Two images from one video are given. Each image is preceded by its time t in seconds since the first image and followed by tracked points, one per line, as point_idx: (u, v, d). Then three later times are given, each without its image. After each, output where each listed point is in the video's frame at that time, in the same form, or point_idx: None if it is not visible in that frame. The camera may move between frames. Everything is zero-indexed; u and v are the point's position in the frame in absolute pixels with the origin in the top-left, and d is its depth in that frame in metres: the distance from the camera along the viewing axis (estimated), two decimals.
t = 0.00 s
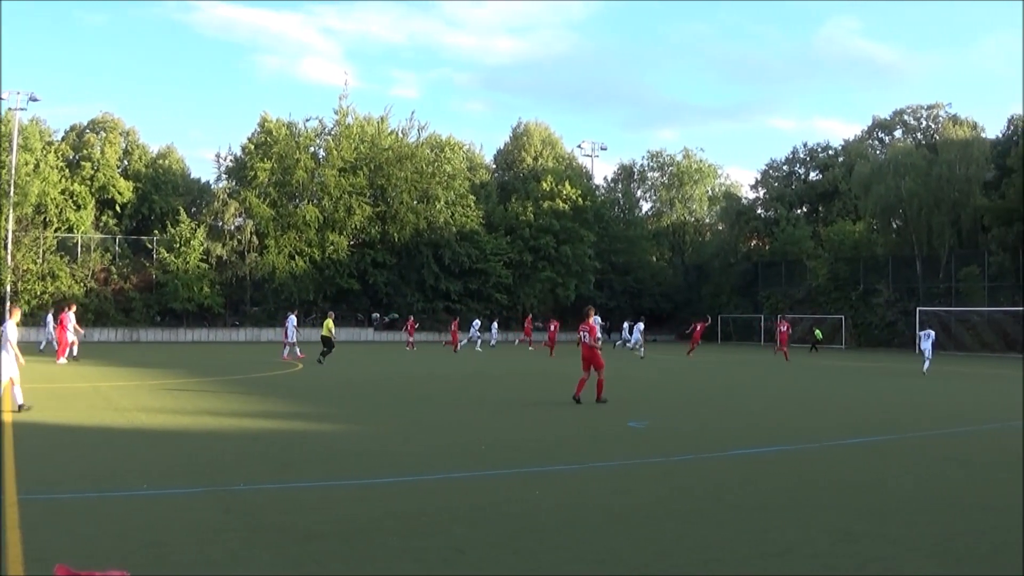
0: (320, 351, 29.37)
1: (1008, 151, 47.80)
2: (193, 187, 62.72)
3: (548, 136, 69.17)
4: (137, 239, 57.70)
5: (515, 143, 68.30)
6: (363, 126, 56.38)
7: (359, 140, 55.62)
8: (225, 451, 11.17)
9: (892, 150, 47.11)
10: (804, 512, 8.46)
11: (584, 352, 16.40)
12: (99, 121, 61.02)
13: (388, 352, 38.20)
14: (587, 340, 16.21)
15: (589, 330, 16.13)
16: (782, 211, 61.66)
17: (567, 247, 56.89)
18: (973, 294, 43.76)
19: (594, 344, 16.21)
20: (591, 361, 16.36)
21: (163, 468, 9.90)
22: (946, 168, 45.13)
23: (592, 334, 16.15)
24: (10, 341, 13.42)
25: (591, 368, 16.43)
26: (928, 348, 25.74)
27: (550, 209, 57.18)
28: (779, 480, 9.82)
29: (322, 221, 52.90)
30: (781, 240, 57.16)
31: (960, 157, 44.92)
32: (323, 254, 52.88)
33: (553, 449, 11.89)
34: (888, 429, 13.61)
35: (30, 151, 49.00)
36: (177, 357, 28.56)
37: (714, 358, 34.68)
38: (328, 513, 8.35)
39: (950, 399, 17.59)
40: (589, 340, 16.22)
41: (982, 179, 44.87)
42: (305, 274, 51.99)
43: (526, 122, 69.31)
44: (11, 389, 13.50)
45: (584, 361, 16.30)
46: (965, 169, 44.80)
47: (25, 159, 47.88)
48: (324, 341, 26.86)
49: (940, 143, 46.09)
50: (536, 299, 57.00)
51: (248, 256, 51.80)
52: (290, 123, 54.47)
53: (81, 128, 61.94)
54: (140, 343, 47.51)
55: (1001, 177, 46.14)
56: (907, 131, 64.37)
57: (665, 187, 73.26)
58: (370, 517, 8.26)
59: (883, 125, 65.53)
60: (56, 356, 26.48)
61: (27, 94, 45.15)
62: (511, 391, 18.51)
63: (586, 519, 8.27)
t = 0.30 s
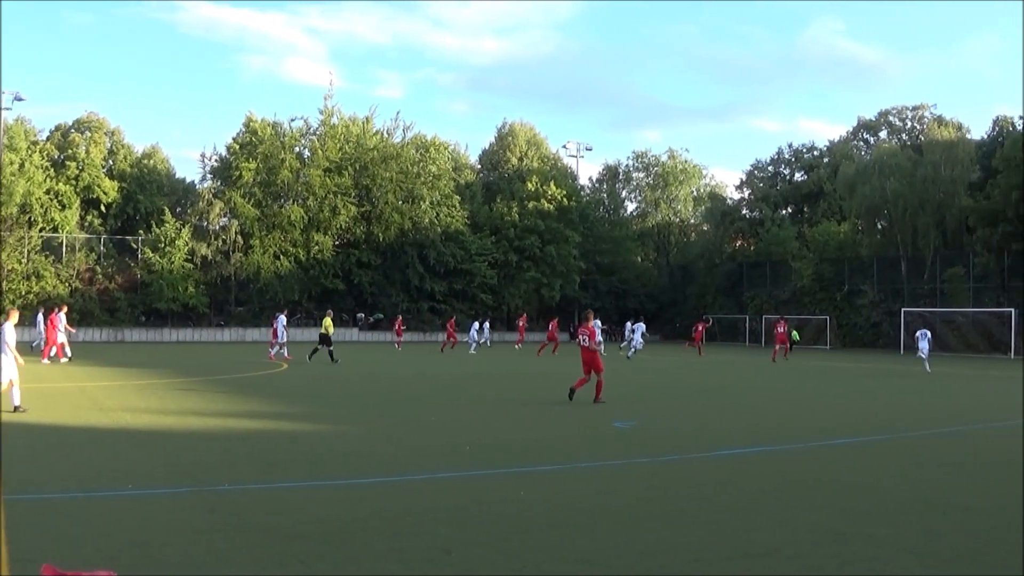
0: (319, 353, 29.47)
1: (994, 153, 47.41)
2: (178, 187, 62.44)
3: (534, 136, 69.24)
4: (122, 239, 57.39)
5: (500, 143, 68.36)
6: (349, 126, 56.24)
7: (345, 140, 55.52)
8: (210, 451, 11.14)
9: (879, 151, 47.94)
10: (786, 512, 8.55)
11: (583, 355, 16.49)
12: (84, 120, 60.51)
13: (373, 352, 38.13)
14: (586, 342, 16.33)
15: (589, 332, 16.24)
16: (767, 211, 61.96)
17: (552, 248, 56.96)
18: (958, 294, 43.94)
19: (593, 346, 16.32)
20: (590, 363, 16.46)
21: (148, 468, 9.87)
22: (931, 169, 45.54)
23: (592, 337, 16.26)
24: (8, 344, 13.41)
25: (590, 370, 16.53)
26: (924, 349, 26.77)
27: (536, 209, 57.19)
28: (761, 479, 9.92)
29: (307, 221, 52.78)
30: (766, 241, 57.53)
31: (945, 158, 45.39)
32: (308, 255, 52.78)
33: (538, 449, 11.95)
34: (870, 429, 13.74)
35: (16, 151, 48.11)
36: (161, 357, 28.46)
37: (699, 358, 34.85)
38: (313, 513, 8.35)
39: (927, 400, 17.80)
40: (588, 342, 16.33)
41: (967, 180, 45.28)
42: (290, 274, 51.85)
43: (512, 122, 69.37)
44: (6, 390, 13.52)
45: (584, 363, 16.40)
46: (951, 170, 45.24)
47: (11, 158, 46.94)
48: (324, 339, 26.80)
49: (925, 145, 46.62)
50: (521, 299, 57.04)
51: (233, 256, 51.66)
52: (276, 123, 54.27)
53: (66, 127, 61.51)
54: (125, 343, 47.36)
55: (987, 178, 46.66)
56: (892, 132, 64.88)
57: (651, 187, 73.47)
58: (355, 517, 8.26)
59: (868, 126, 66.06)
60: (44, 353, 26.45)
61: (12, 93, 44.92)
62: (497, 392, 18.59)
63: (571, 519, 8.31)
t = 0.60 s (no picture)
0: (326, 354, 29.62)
1: (982, 154, 46.82)
2: (169, 187, 62.28)
3: (524, 137, 69.27)
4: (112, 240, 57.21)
5: (491, 144, 68.35)
6: (339, 126, 56.16)
7: (335, 140, 55.45)
8: (201, 451, 11.14)
9: (869, 152, 47.51)
10: (777, 512, 8.59)
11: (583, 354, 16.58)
12: (75, 120, 60.31)
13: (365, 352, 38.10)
14: (585, 341, 16.39)
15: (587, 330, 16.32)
16: (758, 212, 62.06)
17: (543, 248, 56.89)
18: (949, 295, 44.29)
19: (592, 345, 16.37)
20: (588, 362, 16.49)
21: (139, 467, 9.86)
22: (922, 169, 45.39)
23: (590, 335, 16.33)
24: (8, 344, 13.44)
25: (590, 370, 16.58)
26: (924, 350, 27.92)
27: (526, 209, 57.11)
28: (752, 479, 9.99)
29: (297, 221, 52.65)
30: (756, 241, 57.78)
31: (936, 159, 45.26)
32: (298, 254, 52.64)
33: (531, 449, 11.99)
34: (859, 429, 13.81)
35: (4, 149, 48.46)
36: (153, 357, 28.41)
37: (690, 359, 34.99)
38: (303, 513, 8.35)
39: (917, 401, 17.89)
40: (586, 342, 16.41)
41: (958, 181, 45.31)
42: (280, 274, 51.72)
43: (502, 122, 69.38)
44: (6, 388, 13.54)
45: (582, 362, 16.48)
46: (941, 171, 45.19)
47: None
48: (326, 341, 26.71)
49: (917, 145, 46.28)
50: (511, 299, 57.06)
51: (223, 256, 51.57)
52: (266, 123, 54.13)
53: (58, 127, 61.31)
54: (115, 343, 47.23)
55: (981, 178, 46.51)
56: (883, 133, 65.15)
57: (641, 188, 73.51)
58: (345, 517, 8.26)
59: (860, 127, 66.34)
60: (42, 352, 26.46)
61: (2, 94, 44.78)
62: (489, 392, 18.62)
63: (561, 519, 8.34)
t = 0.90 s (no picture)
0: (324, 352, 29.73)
1: (970, 156, 47.13)
2: (157, 187, 61.96)
3: (512, 137, 69.34)
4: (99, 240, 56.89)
5: (479, 145, 68.38)
6: (327, 126, 56.13)
7: (323, 140, 55.40)
8: (188, 451, 11.11)
9: (856, 153, 47.17)
10: (762, 513, 8.65)
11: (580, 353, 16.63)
12: (63, 120, 59.89)
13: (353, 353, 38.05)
14: (582, 340, 16.46)
15: (587, 329, 16.41)
16: (747, 213, 62.08)
17: (531, 248, 56.94)
18: (936, 296, 44.76)
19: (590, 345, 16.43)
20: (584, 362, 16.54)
21: (125, 468, 9.82)
22: (910, 171, 45.22)
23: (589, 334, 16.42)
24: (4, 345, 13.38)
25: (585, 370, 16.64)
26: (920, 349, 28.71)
27: (514, 210, 57.15)
28: (740, 480, 10.04)
29: (285, 221, 52.49)
30: (745, 242, 58.02)
31: (924, 161, 45.26)
32: (285, 255, 52.57)
33: (519, 449, 12.03)
34: (844, 431, 13.90)
35: None
36: (140, 357, 28.28)
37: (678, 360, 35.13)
38: (290, 514, 8.34)
39: (902, 402, 18.04)
40: (585, 341, 16.48)
41: (946, 183, 45.24)
42: (268, 274, 51.60)
43: (490, 123, 69.42)
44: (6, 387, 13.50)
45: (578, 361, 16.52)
46: (928, 172, 45.18)
47: None
48: (325, 341, 26.67)
49: (904, 146, 46.15)
50: (499, 300, 57.12)
51: (211, 256, 51.22)
52: (254, 123, 54.04)
53: (46, 126, 60.82)
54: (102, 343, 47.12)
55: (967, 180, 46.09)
56: (871, 134, 65.51)
57: (629, 189, 73.41)
58: (332, 518, 8.26)
59: (848, 129, 66.83)
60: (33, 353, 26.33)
61: None
62: (477, 392, 18.65)
63: (548, 520, 8.36)
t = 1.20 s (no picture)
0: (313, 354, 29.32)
1: (977, 148, 48.95)
2: (125, 180, 61.07)
3: (497, 130, 68.92)
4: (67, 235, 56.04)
5: (463, 138, 67.69)
6: (305, 117, 55.51)
7: (301, 132, 54.81)
8: (159, 457, 10.70)
9: (858, 146, 47.86)
10: (757, 522, 8.32)
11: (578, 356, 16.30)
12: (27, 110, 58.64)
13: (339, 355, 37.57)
14: (581, 343, 16.12)
15: (586, 334, 16.07)
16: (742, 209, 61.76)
17: (517, 245, 56.58)
18: (941, 295, 44.26)
19: (588, 349, 16.12)
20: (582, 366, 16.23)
21: (92, 475, 9.40)
22: (913, 165, 45.82)
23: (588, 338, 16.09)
24: None
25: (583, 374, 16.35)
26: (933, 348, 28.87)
27: (499, 205, 56.69)
28: (736, 487, 9.71)
29: (260, 217, 51.87)
30: (740, 239, 58.05)
31: (929, 154, 45.65)
32: (261, 251, 51.92)
33: (505, 455, 11.67)
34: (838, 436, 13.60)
35: None
36: (119, 360, 27.80)
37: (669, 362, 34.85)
38: (264, 523, 7.94)
39: (896, 407, 17.76)
40: (583, 345, 16.16)
41: (950, 177, 45.68)
42: (243, 272, 50.96)
43: (475, 115, 68.85)
44: None
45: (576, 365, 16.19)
46: (933, 166, 45.56)
47: None
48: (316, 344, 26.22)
49: (908, 139, 46.69)
50: (483, 299, 56.73)
51: (183, 252, 50.46)
52: (229, 114, 53.14)
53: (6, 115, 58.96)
54: (68, 343, 46.45)
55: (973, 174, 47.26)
56: (873, 126, 65.86)
57: (619, 183, 73.21)
58: (308, 527, 7.87)
59: (848, 121, 67.00)
60: None
61: None
62: (463, 396, 18.27)
63: (535, 529, 7.99)
